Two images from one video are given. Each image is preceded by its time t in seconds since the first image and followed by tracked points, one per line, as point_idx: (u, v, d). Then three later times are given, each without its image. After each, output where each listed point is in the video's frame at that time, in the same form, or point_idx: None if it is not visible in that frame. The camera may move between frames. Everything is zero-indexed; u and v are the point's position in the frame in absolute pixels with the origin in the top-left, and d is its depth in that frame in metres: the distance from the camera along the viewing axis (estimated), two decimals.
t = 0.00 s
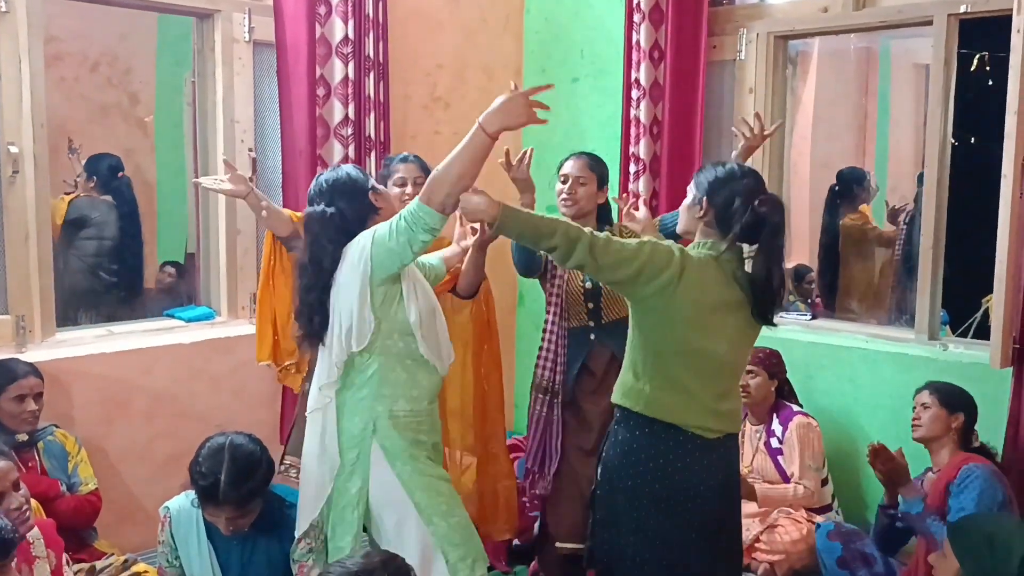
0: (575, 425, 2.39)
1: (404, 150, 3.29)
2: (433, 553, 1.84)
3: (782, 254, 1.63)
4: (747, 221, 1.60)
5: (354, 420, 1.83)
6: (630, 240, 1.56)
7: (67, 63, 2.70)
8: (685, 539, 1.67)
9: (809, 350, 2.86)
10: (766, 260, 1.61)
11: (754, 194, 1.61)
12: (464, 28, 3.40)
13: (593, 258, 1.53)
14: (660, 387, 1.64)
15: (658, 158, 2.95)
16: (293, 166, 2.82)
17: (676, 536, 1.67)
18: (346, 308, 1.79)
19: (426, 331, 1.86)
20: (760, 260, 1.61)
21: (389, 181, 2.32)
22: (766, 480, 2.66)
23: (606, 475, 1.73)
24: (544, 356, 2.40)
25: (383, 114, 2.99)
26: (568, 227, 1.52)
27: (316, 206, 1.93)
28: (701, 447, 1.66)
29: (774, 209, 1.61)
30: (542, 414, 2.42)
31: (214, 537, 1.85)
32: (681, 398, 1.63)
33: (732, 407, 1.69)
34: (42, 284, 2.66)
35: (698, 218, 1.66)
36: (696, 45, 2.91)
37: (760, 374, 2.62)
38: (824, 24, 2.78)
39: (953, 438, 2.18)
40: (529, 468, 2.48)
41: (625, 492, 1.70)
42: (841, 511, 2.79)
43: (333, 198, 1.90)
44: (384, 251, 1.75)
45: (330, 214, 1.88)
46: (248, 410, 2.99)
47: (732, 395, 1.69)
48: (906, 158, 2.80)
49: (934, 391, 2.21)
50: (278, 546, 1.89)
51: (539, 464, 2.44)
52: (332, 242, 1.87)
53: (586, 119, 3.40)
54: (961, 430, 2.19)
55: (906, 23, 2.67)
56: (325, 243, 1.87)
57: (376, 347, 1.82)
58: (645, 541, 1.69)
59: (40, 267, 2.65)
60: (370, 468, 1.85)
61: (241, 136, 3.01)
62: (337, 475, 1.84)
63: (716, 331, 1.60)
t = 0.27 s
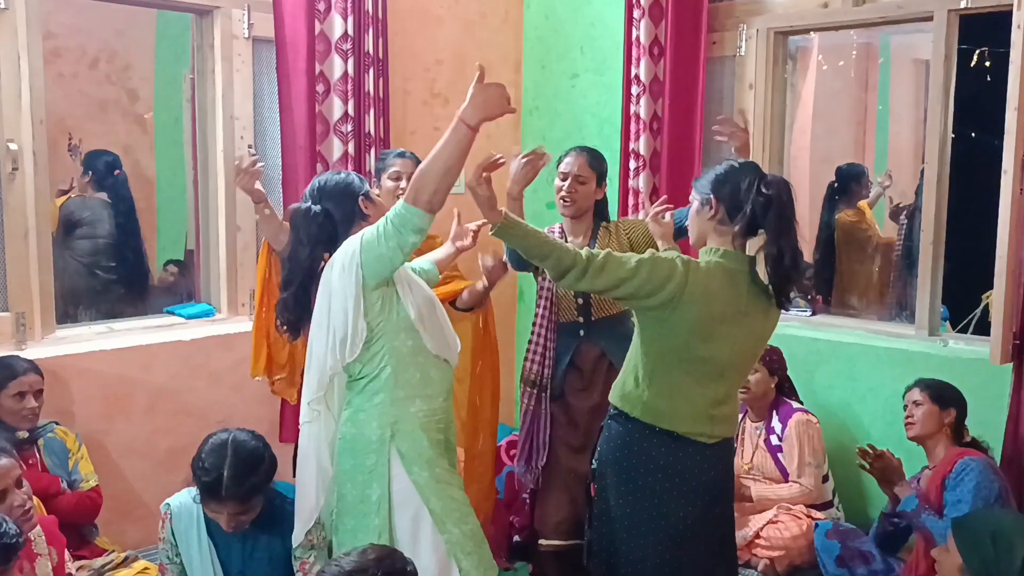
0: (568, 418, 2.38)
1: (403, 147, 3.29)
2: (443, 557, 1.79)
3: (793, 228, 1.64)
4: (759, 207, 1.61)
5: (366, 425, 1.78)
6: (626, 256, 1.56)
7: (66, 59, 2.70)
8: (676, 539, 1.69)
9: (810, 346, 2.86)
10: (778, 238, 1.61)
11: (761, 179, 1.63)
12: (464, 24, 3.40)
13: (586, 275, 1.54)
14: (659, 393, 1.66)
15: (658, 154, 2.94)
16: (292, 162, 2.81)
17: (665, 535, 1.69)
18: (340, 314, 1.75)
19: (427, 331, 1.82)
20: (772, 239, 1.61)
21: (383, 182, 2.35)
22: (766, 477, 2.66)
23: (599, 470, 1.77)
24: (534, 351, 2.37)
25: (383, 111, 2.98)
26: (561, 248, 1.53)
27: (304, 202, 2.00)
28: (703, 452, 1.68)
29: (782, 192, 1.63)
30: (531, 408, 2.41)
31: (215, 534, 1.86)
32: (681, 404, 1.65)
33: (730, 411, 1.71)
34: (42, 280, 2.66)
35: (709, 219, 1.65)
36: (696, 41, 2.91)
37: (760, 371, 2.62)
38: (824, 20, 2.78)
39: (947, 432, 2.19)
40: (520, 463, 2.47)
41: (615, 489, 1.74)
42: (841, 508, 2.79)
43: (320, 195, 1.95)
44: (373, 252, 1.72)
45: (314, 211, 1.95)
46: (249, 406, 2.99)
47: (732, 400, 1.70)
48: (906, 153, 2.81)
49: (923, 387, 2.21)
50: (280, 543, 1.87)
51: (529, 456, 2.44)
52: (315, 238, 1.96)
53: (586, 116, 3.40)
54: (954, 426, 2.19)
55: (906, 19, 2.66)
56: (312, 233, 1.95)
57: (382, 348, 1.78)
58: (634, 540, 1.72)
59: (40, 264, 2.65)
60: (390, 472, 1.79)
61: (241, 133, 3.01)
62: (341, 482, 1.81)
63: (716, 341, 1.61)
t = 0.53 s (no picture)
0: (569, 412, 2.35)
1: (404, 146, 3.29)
2: (442, 533, 1.88)
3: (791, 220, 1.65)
4: (756, 194, 1.61)
5: (382, 400, 1.80)
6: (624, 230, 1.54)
7: (66, 58, 2.70)
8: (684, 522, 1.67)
9: (810, 346, 2.86)
10: (778, 233, 1.62)
11: (758, 166, 1.62)
12: (464, 24, 3.40)
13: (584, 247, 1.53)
14: (661, 371, 1.64)
15: (659, 153, 2.95)
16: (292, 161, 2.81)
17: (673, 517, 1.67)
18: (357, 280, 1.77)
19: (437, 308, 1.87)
20: (773, 236, 1.62)
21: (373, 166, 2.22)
22: (766, 476, 2.67)
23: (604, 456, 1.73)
24: (537, 340, 2.37)
25: (384, 110, 2.98)
26: (558, 214, 1.51)
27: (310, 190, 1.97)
28: (707, 429, 1.66)
29: (779, 180, 1.63)
30: (530, 398, 2.42)
31: (215, 533, 1.86)
32: (681, 380, 1.63)
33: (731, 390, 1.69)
34: (42, 280, 2.66)
35: (704, 200, 1.64)
36: (697, 41, 2.91)
37: (760, 369, 2.62)
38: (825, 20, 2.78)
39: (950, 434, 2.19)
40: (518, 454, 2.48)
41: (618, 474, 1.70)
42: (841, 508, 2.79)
43: (327, 181, 1.95)
44: (392, 219, 1.76)
45: (323, 197, 1.94)
46: (249, 405, 2.99)
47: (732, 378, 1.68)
48: (906, 152, 2.82)
49: (926, 388, 2.22)
50: (280, 543, 1.87)
51: (524, 446, 2.45)
52: (321, 225, 1.94)
53: (587, 115, 3.40)
54: (957, 429, 2.19)
55: (906, 19, 2.66)
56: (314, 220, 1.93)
57: (400, 321, 1.80)
58: (639, 524, 1.68)
59: (41, 263, 2.65)
60: (406, 449, 1.82)
61: (241, 132, 3.01)
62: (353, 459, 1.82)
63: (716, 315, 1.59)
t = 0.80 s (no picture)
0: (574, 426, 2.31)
1: (403, 146, 3.29)
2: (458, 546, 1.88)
3: (777, 245, 1.63)
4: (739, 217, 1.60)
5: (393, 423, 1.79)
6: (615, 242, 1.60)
7: (66, 58, 2.69)
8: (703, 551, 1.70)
9: (810, 346, 2.85)
10: (760, 258, 1.61)
11: (745, 189, 1.61)
12: (464, 23, 3.40)
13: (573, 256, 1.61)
14: (666, 387, 1.66)
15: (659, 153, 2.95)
16: (292, 161, 2.81)
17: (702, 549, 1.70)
18: (370, 302, 1.74)
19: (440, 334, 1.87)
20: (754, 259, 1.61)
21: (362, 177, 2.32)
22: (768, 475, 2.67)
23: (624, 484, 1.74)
24: (544, 356, 2.28)
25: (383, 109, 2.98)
26: (549, 230, 1.61)
27: (315, 199, 1.85)
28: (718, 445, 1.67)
29: (767, 207, 1.60)
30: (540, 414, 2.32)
31: (215, 532, 1.87)
32: (682, 391, 1.65)
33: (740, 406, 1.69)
34: (42, 279, 2.66)
35: (691, 217, 1.67)
36: (696, 41, 2.91)
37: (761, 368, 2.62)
38: (825, 19, 2.78)
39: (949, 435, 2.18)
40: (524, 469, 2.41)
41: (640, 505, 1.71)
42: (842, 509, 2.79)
43: (333, 191, 1.83)
44: (409, 245, 1.72)
45: (330, 207, 1.81)
46: (249, 405, 2.99)
47: (740, 392, 1.69)
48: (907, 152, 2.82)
49: (926, 390, 2.21)
50: (279, 542, 1.87)
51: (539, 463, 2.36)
52: (332, 236, 1.81)
53: (586, 115, 3.40)
54: (956, 428, 2.19)
55: (906, 18, 2.66)
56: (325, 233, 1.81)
57: (409, 344, 1.79)
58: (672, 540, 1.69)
59: (40, 263, 2.65)
60: (413, 469, 1.81)
61: (241, 132, 3.01)
62: (363, 484, 1.81)
63: (717, 325, 1.60)
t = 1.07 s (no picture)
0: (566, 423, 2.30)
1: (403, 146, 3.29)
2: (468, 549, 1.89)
3: (765, 231, 1.61)
4: (727, 203, 1.58)
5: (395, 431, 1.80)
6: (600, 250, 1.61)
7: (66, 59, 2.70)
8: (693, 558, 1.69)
9: (811, 346, 2.86)
10: (748, 241, 1.59)
11: (733, 173, 1.59)
12: (464, 24, 3.40)
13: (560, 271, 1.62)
14: (649, 394, 1.66)
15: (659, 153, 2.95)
16: (292, 161, 2.81)
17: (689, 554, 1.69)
18: (377, 312, 1.73)
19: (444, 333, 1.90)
20: (741, 244, 1.59)
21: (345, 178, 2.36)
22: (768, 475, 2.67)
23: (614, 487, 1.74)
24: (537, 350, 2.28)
25: (384, 110, 2.98)
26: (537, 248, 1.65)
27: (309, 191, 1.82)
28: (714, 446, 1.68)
29: (755, 191, 1.59)
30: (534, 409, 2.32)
31: (216, 533, 1.87)
32: (671, 398, 1.65)
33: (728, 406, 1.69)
34: (42, 280, 2.66)
35: (680, 209, 1.65)
36: (696, 41, 2.91)
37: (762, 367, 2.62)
38: (825, 19, 2.78)
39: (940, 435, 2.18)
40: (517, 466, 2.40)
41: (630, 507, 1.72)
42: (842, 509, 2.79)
43: (328, 186, 1.80)
44: (423, 253, 1.71)
45: (322, 202, 1.79)
46: (250, 405, 2.99)
47: (729, 395, 1.69)
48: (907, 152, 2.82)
49: (916, 390, 2.21)
50: (280, 542, 1.86)
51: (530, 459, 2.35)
52: (323, 231, 1.79)
53: (587, 115, 3.40)
54: (948, 427, 2.19)
55: (906, 18, 2.66)
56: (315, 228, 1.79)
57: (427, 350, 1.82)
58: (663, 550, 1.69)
59: (41, 264, 2.65)
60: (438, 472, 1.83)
61: (241, 132, 3.00)
62: (384, 488, 1.82)
63: (706, 331, 1.60)
